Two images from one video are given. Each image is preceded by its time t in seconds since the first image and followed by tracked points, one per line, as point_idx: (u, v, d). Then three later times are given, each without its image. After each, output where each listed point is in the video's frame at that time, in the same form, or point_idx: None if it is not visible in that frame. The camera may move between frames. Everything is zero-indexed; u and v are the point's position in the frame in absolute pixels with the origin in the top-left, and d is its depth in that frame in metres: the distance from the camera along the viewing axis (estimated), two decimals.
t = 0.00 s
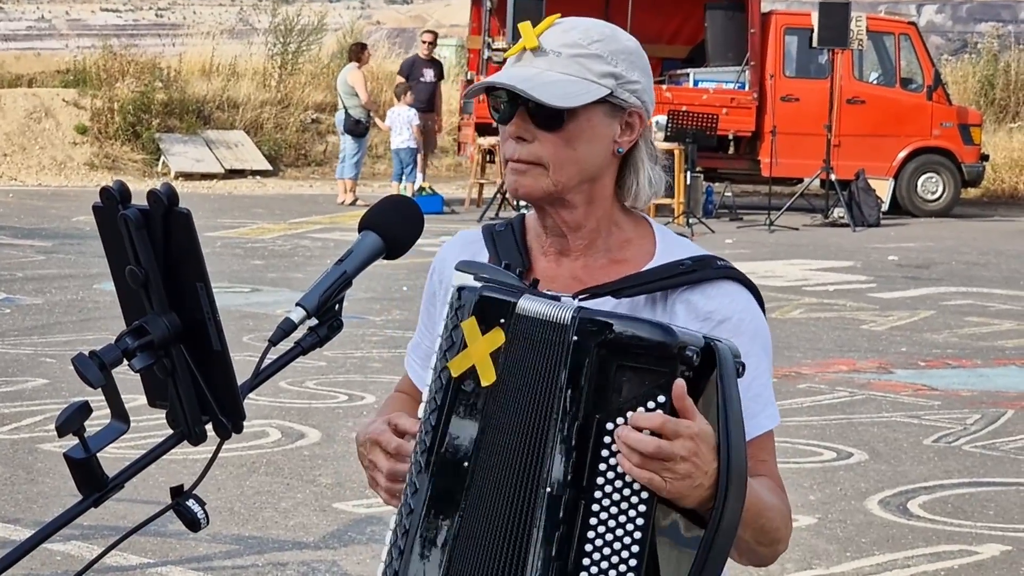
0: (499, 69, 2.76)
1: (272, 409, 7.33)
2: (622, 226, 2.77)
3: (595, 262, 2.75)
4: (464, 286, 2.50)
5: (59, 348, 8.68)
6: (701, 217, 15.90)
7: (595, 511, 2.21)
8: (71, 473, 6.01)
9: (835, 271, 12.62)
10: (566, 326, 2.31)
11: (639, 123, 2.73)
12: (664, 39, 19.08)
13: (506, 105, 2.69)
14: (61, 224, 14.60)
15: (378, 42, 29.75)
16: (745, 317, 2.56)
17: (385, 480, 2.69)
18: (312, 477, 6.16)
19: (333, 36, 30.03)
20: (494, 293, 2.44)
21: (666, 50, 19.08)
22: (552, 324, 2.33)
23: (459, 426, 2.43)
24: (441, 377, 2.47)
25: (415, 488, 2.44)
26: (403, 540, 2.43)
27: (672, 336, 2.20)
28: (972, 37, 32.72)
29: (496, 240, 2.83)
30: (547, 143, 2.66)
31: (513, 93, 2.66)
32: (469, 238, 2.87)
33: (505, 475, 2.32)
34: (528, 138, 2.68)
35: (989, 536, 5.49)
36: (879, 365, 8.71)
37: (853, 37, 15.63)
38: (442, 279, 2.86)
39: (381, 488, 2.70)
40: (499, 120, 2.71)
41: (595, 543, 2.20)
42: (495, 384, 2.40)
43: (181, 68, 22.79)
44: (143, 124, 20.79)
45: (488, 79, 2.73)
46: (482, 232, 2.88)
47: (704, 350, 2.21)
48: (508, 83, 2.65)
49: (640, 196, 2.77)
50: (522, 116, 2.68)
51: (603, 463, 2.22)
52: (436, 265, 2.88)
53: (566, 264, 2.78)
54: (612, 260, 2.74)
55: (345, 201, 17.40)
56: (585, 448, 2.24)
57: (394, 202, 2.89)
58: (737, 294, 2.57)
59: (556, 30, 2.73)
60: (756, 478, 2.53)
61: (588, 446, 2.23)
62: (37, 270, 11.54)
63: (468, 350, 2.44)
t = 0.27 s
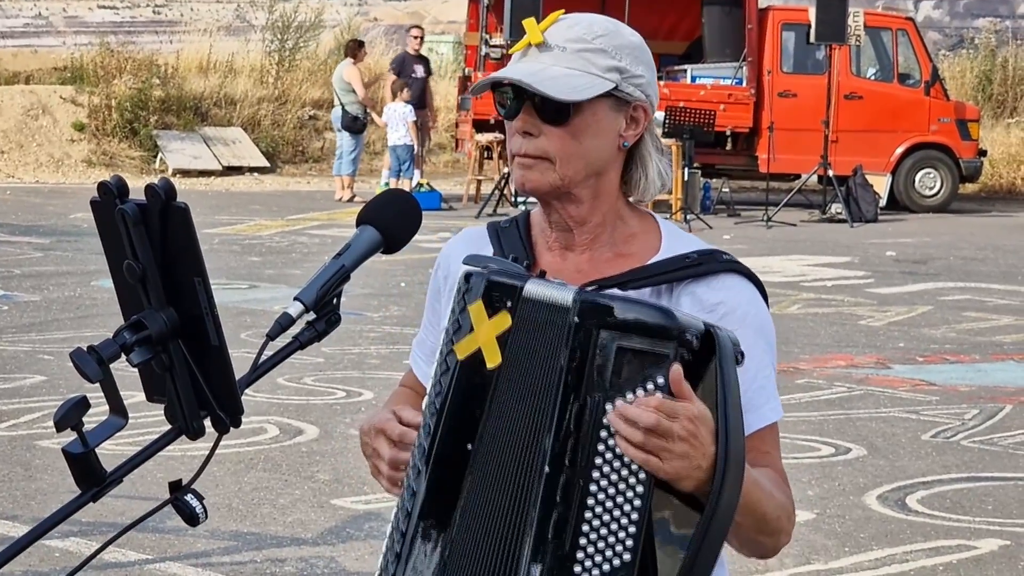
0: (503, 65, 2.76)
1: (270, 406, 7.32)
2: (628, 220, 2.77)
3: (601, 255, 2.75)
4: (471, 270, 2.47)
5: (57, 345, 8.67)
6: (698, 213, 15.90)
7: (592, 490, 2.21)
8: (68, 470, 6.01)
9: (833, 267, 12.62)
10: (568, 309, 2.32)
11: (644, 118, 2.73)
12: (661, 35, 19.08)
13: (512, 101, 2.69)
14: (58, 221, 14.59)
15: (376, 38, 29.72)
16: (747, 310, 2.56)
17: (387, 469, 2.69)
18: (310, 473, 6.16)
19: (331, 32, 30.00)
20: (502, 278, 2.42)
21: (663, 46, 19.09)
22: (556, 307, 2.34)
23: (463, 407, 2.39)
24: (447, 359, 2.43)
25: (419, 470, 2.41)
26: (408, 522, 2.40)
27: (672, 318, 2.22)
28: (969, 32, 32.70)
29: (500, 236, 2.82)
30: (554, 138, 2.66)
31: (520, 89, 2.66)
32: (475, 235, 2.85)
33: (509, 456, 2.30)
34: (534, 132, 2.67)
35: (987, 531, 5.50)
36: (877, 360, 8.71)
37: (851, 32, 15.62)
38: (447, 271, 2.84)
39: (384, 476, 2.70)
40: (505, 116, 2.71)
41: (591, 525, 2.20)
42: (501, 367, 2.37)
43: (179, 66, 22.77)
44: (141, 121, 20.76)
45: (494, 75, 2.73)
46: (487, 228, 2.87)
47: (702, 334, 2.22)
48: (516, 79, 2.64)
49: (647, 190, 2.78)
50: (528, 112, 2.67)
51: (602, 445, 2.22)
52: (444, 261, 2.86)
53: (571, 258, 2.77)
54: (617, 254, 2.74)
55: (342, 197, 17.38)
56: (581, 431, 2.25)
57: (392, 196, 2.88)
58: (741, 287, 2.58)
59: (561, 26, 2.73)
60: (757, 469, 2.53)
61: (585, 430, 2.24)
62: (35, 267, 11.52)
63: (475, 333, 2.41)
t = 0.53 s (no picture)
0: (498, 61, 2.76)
1: (266, 403, 7.32)
2: (623, 219, 2.78)
3: (595, 253, 2.75)
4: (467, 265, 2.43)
5: (53, 342, 8.66)
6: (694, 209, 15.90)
7: (586, 485, 2.23)
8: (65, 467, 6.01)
9: (828, 264, 12.63)
10: (564, 304, 2.32)
11: (638, 116, 2.73)
12: (657, 32, 19.09)
13: (507, 98, 2.69)
14: (54, 218, 14.58)
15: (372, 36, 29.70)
16: (740, 306, 2.56)
17: (381, 464, 2.70)
18: (306, 470, 6.16)
19: (327, 30, 29.98)
20: (498, 272, 2.39)
21: (659, 43, 19.10)
22: (552, 303, 2.33)
23: (460, 402, 2.37)
24: (444, 355, 2.40)
25: (415, 465, 2.38)
26: (405, 517, 2.36)
27: (667, 313, 2.23)
28: (964, 29, 32.71)
29: (494, 233, 2.81)
30: (548, 133, 2.66)
31: (515, 85, 2.66)
32: (469, 234, 2.85)
33: (508, 452, 2.29)
34: (528, 128, 2.67)
35: (982, 528, 5.51)
36: (873, 358, 8.72)
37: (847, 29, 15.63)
38: (443, 269, 2.84)
39: (376, 471, 2.71)
40: (499, 112, 2.71)
41: (586, 519, 2.22)
42: (497, 362, 2.35)
43: (175, 63, 22.75)
44: (137, 118, 20.75)
45: (489, 70, 2.73)
46: (482, 227, 2.86)
47: (697, 331, 2.23)
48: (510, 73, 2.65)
49: (640, 189, 2.78)
50: (522, 108, 2.67)
51: (597, 440, 2.23)
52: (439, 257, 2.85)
53: (565, 256, 2.78)
54: (613, 252, 2.74)
55: (337, 195, 17.38)
56: (576, 426, 2.25)
57: (386, 195, 2.87)
58: (735, 285, 2.57)
59: (557, 23, 2.73)
60: (752, 465, 2.53)
61: (580, 425, 2.25)
62: (31, 264, 11.52)
63: (471, 328, 2.37)
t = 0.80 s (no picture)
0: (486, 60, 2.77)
1: (263, 402, 7.31)
2: (612, 216, 2.78)
3: (583, 251, 2.75)
4: (470, 273, 2.42)
5: (50, 342, 8.66)
6: (691, 208, 15.91)
7: (581, 495, 2.25)
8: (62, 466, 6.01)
9: (825, 263, 12.63)
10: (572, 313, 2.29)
11: (626, 116, 2.72)
12: (653, 30, 19.14)
13: (494, 96, 2.70)
14: (50, 217, 14.56)
15: (369, 35, 29.67)
16: (726, 305, 2.54)
17: (370, 459, 2.68)
18: (303, 469, 6.17)
19: (323, 28, 29.96)
20: (501, 279, 2.38)
21: (656, 42, 19.15)
22: (557, 311, 2.31)
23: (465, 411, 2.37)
24: (448, 364, 2.39)
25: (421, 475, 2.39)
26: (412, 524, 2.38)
27: (670, 327, 2.23)
28: (962, 28, 32.74)
29: (497, 231, 2.82)
30: (533, 132, 2.66)
31: (501, 84, 2.67)
32: (471, 227, 2.87)
33: (511, 461, 2.30)
34: (514, 127, 2.68)
35: (980, 527, 5.51)
36: (870, 356, 8.72)
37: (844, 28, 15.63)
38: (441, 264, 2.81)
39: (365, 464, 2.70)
40: (487, 110, 2.72)
41: (580, 529, 2.25)
42: (505, 371, 2.33)
43: (172, 62, 22.74)
44: (134, 117, 20.73)
45: (476, 69, 2.74)
46: (485, 222, 2.87)
47: (703, 345, 2.23)
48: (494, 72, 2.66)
49: (626, 189, 2.76)
50: (507, 107, 2.68)
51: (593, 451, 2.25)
52: (439, 253, 2.83)
53: (554, 254, 2.78)
54: (601, 251, 2.74)
55: (334, 194, 17.37)
56: (578, 435, 2.26)
57: (383, 194, 2.88)
58: (719, 285, 2.56)
59: (546, 21, 2.72)
60: (755, 466, 2.54)
61: (580, 433, 2.26)
62: (28, 263, 11.50)
63: (477, 337, 2.36)
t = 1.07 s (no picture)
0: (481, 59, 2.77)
1: (261, 403, 7.32)
2: (606, 213, 2.77)
3: (576, 249, 2.74)
4: (465, 277, 2.45)
5: (48, 342, 8.66)
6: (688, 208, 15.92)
7: (581, 507, 2.24)
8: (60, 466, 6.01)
9: (823, 262, 12.64)
10: (576, 320, 2.28)
11: (619, 113, 2.72)
12: (651, 31, 19.12)
13: (487, 95, 2.70)
14: (48, 217, 14.55)
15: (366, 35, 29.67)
16: (720, 302, 2.52)
17: (370, 474, 2.70)
18: (302, 469, 6.17)
19: (320, 28, 29.95)
20: (498, 286, 2.39)
21: (654, 42, 19.13)
22: (560, 320, 2.29)
23: (465, 418, 2.40)
24: (445, 370, 2.44)
25: (421, 483, 2.43)
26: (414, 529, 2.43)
27: (674, 340, 2.19)
28: (958, 27, 32.75)
29: (495, 233, 2.83)
30: (527, 131, 2.66)
31: (495, 83, 2.67)
32: (468, 228, 2.89)
33: (510, 470, 2.32)
34: (508, 125, 2.68)
35: (978, 527, 5.52)
36: (867, 356, 8.73)
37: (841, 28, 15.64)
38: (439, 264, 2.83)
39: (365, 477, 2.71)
40: (481, 109, 2.72)
41: (580, 541, 2.23)
42: (500, 378, 2.36)
43: (169, 62, 22.73)
44: (131, 118, 20.73)
45: (471, 69, 2.74)
46: (484, 224, 2.89)
47: (709, 358, 2.19)
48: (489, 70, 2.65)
49: (620, 187, 2.75)
50: (502, 105, 2.68)
51: (594, 464, 2.23)
52: (434, 258, 2.85)
53: (547, 252, 2.78)
54: (593, 248, 2.73)
55: (332, 194, 17.36)
56: (580, 446, 2.24)
57: (382, 195, 2.88)
58: (710, 283, 2.54)
59: (539, 20, 2.73)
60: (761, 472, 2.52)
61: (581, 443, 2.24)
62: (25, 264, 11.50)
63: (472, 345, 2.39)
